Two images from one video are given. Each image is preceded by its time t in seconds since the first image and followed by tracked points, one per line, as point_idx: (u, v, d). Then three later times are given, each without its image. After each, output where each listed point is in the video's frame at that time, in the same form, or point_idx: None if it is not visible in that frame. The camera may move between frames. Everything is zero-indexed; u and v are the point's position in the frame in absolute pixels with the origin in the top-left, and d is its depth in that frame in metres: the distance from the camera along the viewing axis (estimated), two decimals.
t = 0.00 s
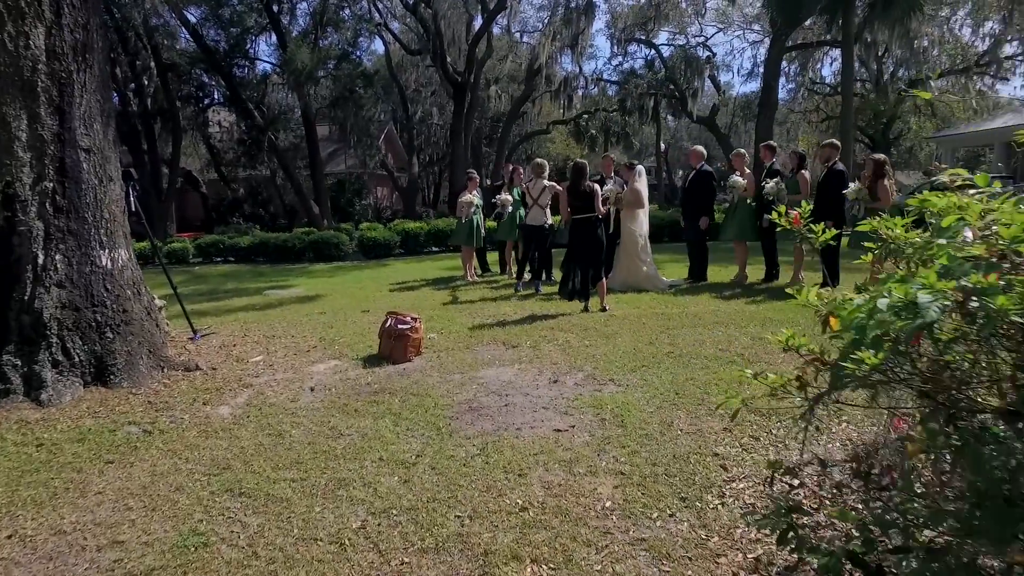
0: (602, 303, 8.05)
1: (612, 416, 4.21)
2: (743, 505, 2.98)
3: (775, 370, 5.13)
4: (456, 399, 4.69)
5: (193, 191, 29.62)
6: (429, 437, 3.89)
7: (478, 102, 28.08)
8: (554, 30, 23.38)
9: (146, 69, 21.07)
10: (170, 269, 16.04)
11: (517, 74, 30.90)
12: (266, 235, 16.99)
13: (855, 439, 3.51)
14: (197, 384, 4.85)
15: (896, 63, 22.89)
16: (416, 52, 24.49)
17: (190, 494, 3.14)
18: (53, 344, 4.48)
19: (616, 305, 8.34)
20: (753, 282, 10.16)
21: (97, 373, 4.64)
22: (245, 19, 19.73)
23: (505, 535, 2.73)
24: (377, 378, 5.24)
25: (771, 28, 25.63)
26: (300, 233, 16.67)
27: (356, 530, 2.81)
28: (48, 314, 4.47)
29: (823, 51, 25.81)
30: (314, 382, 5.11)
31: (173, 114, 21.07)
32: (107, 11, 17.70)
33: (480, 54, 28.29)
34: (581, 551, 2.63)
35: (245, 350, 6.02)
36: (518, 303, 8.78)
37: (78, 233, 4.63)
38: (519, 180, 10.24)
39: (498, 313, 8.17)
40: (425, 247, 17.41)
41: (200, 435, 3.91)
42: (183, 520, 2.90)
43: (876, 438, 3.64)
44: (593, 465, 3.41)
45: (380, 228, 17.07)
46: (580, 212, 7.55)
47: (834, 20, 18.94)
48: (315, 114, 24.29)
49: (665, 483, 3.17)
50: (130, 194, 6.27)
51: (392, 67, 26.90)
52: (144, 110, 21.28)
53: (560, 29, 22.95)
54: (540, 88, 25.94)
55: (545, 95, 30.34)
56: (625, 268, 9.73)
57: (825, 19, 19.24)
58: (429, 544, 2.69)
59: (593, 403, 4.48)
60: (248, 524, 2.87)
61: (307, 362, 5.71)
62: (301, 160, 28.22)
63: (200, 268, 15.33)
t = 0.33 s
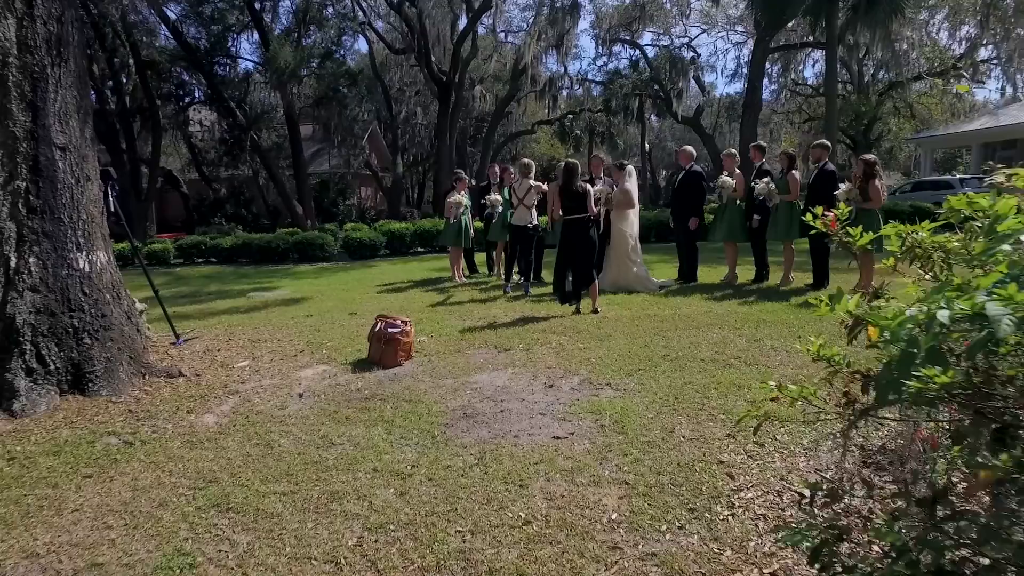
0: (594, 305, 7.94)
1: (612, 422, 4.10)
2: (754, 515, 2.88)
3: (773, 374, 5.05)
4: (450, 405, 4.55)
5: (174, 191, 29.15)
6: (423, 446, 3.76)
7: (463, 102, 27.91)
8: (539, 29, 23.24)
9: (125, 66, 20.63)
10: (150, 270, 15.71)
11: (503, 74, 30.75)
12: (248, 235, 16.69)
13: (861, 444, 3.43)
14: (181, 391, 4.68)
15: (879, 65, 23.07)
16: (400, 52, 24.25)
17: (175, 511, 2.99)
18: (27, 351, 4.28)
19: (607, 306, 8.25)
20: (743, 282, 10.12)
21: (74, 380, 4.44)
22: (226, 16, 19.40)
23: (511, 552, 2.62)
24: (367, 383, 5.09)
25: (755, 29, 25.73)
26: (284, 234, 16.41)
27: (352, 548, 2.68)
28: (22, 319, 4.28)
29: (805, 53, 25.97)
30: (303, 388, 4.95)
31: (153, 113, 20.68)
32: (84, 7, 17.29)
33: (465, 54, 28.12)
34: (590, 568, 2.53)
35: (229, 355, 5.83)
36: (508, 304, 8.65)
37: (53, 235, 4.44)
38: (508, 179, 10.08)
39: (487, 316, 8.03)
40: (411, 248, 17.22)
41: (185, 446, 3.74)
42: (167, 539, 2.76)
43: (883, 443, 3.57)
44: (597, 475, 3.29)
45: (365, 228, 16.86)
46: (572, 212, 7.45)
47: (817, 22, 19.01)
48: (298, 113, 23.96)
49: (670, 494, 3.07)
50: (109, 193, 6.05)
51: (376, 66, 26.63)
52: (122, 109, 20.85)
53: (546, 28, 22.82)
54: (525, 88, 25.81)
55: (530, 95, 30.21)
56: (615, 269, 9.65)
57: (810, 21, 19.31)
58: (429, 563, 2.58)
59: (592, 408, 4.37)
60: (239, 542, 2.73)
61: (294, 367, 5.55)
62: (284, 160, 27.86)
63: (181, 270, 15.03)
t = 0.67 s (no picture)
0: (585, 306, 7.82)
1: (612, 427, 3.98)
2: (766, 525, 2.78)
3: (772, 375, 4.98)
4: (443, 410, 4.41)
5: (154, 191, 28.68)
6: (418, 454, 3.61)
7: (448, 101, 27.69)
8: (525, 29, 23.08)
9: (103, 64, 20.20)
10: (130, 272, 15.38)
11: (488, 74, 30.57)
12: (231, 236, 16.40)
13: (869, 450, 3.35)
14: (162, 398, 4.49)
15: (862, 66, 23.21)
16: (385, 51, 23.98)
17: (156, 528, 2.82)
18: None
19: (599, 307, 8.14)
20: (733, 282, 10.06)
21: (49, 388, 4.25)
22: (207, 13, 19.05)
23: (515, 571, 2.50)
24: (357, 388, 4.94)
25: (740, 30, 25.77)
26: (268, 234, 16.14)
27: (347, 565, 2.55)
28: None
29: (788, 54, 26.10)
30: (291, 393, 4.78)
31: (132, 111, 20.28)
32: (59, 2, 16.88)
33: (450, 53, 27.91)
34: None
35: (213, 359, 5.64)
36: (499, 305, 8.50)
37: (24, 235, 4.24)
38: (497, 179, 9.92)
39: (478, 317, 7.89)
40: (397, 248, 17.02)
41: (167, 457, 3.57)
42: (148, 559, 2.61)
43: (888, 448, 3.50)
44: (601, 485, 3.16)
45: (350, 228, 16.64)
46: (564, 212, 7.34)
47: (801, 24, 19.05)
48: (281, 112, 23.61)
49: (678, 504, 2.95)
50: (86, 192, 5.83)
51: (360, 65, 26.31)
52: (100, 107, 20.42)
53: (531, 27, 22.67)
54: (511, 88, 25.64)
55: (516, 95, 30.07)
56: (606, 269, 9.55)
57: (794, 22, 19.37)
58: None
59: (590, 413, 4.25)
60: (226, 561, 2.59)
61: (280, 371, 5.38)
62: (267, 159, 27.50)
63: (161, 271, 14.70)
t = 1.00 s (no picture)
0: (577, 308, 7.70)
1: (612, 434, 3.85)
2: (781, 538, 2.67)
3: (771, 378, 4.88)
4: (437, 417, 4.26)
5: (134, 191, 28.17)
6: (412, 464, 3.46)
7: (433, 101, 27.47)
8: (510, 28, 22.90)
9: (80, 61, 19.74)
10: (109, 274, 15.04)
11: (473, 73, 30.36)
12: (214, 237, 16.10)
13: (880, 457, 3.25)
14: (142, 407, 4.30)
15: (845, 67, 23.35)
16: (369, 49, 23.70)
17: (136, 551, 2.65)
18: None
19: (591, 309, 8.03)
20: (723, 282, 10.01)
21: (20, 398, 4.04)
22: (187, 10, 18.69)
23: None
24: (345, 394, 4.77)
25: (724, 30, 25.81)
26: (251, 234, 15.86)
27: None
28: None
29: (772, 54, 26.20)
30: (278, 400, 4.61)
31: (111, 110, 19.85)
32: None
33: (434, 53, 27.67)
34: None
35: (196, 365, 5.43)
36: (489, 307, 8.35)
37: None
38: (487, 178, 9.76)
39: (469, 319, 7.74)
40: (383, 249, 16.81)
41: (147, 470, 3.38)
42: None
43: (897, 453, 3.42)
44: (606, 496, 3.03)
45: (335, 229, 16.39)
46: (557, 212, 7.21)
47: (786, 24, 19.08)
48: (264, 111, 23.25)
49: (688, 517, 2.82)
50: (61, 191, 5.60)
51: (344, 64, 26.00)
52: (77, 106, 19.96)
53: (516, 26, 22.52)
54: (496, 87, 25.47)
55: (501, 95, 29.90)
56: (597, 271, 9.44)
57: (778, 24, 19.40)
58: None
59: (588, 419, 4.12)
60: None
61: (267, 377, 5.19)
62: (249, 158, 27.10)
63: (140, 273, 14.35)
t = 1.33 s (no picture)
0: (570, 311, 7.58)
1: (613, 443, 3.73)
2: (797, 554, 2.56)
3: (771, 383, 4.78)
4: (431, 427, 4.12)
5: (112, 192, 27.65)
6: (407, 478, 3.32)
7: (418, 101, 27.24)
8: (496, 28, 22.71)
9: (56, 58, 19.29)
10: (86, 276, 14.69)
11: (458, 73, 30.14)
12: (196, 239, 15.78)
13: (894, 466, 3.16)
14: (121, 418, 4.10)
15: (828, 69, 23.47)
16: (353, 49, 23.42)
17: None
18: None
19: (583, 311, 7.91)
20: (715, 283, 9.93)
21: None
22: (167, 8, 18.33)
23: None
24: (335, 403, 4.60)
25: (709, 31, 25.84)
26: (234, 236, 15.57)
27: None
28: None
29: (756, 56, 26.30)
30: (265, 410, 4.43)
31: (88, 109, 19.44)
32: None
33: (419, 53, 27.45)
34: None
35: (178, 373, 5.23)
36: (480, 310, 8.21)
37: None
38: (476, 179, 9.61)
39: (459, 322, 7.60)
40: (369, 250, 16.60)
41: (127, 487, 3.21)
42: None
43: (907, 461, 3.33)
44: (613, 510, 2.91)
45: (320, 231, 16.13)
46: (549, 212, 7.09)
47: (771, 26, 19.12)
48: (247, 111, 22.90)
49: (698, 533, 2.71)
50: (34, 193, 5.38)
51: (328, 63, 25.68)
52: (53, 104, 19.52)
53: (501, 27, 22.36)
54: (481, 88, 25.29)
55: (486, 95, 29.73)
56: (588, 272, 9.32)
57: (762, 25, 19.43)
58: None
59: (588, 428, 3.99)
60: None
61: (253, 385, 5.01)
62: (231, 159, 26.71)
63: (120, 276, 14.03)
